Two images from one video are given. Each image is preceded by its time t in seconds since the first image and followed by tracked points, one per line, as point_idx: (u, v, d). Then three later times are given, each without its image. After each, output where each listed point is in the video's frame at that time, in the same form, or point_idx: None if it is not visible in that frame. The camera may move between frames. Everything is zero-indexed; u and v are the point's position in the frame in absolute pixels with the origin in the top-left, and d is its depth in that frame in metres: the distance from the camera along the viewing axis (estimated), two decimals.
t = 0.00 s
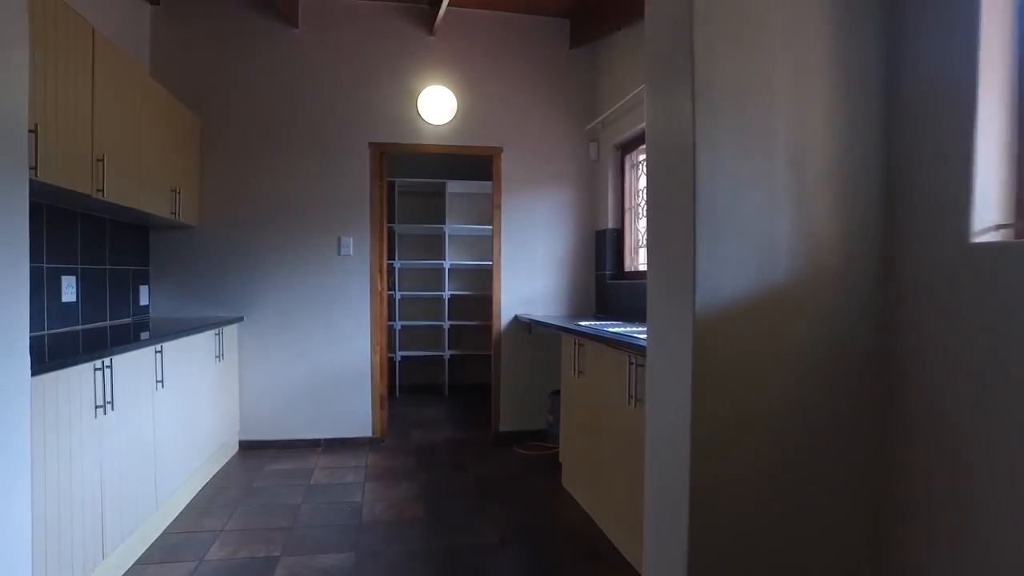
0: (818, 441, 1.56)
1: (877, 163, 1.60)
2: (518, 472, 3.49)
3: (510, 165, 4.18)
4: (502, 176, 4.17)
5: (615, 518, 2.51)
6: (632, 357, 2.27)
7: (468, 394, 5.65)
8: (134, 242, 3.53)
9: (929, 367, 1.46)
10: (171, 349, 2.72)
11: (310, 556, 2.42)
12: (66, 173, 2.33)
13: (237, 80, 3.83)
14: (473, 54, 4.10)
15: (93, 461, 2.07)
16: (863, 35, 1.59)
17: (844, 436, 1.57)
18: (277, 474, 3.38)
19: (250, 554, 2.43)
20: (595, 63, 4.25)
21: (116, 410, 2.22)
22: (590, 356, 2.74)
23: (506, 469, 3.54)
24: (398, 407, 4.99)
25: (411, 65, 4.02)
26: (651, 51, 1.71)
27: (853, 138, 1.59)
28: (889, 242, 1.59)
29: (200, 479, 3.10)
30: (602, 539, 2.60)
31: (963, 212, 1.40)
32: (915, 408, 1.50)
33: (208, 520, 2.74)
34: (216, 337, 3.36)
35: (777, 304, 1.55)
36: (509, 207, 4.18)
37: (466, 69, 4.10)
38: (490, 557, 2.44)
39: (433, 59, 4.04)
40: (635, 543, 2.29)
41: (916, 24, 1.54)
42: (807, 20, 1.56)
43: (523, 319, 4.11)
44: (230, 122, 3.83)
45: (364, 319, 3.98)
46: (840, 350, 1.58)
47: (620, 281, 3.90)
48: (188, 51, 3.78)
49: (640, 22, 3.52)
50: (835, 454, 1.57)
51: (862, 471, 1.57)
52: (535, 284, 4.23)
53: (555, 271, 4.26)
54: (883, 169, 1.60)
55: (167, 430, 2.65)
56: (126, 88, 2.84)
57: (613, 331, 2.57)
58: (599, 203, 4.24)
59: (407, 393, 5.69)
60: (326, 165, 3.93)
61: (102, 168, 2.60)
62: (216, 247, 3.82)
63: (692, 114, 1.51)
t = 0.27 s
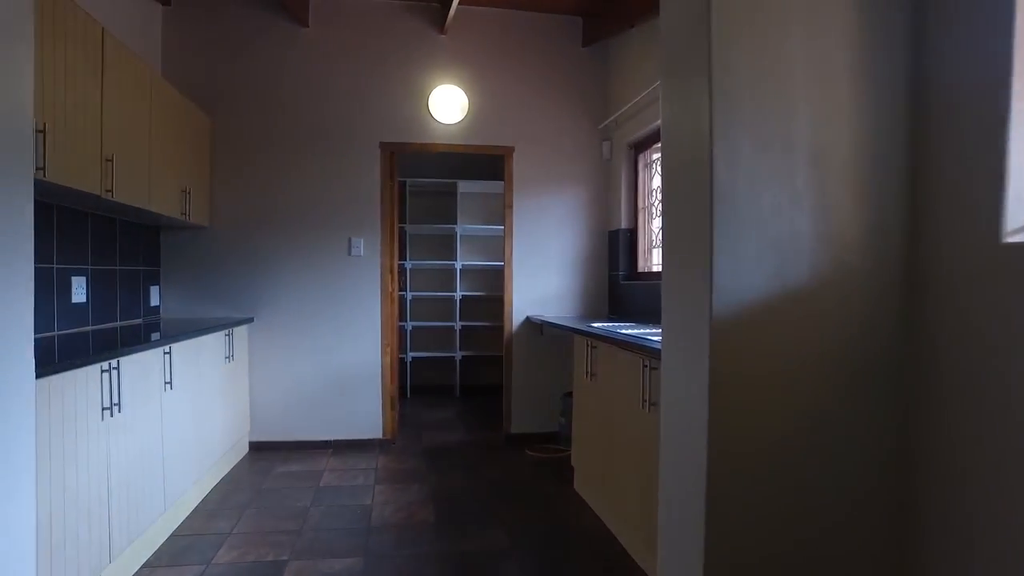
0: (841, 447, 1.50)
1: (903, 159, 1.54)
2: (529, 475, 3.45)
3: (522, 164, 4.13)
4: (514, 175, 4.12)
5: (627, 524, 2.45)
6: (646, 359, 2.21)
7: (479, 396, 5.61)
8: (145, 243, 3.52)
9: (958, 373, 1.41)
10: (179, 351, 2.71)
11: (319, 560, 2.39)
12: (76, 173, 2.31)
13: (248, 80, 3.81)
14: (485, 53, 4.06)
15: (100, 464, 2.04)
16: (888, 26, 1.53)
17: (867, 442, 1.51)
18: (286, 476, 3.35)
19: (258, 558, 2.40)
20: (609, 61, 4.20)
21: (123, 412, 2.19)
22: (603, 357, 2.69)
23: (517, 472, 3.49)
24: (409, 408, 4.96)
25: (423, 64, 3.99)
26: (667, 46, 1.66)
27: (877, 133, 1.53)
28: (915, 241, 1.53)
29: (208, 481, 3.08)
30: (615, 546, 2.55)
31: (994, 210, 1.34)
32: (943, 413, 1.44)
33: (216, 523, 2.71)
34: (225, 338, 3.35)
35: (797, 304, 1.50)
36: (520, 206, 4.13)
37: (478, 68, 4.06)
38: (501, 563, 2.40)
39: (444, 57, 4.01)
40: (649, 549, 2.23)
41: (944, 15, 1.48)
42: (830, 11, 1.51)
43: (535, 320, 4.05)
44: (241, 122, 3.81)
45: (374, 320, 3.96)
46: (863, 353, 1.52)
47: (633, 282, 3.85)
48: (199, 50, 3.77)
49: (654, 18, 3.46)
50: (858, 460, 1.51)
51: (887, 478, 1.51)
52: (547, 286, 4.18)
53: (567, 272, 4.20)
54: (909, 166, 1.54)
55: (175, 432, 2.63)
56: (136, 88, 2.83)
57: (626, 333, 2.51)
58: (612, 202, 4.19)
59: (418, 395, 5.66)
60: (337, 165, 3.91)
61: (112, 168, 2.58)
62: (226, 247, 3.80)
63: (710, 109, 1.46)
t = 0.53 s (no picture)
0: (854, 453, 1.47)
1: (923, 156, 1.50)
2: (535, 479, 3.39)
3: (529, 163, 4.08)
4: (521, 174, 4.06)
5: (635, 529, 2.41)
6: (655, 363, 2.15)
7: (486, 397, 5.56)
8: (148, 243, 3.49)
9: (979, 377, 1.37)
10: (180, 353, 2.65)
11: (321, 567, 2.35)
12: (74, 172, 2.26)
13: (252, 79, 3.78)
14: (491, 51, 4.01)
15: (96, 471, 1.99)
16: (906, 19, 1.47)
17: (883, 444, 1.49)
18: (289, 479, 3.32)
19: (259, 564, 2.36)
20: (617, 59, 4.13)
21: (121, 415, 2.12)
22: (611, 360, 2.63)
23: (523, 475, 3.44)
24: (414, 410, 4.92)
25: (428, 62, 3.93)
26: (677, 40, 1.60)
27: (897, 129, 1.49)
28: (934, 240, 1.50)
29: (210, 485, 3.03)
30: (622, 552, 2.50)
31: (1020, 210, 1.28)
32: (962, 415, 1.42)
33: (217, 528, 2.67)
34: (228, 340, 3.31)
35: (811, 307, 1.46)
36: (527, 206, 4.08)
37: (484, 65, 4.00)
38: (506, 571, 2.35)
39: (451, 55, 3.95)
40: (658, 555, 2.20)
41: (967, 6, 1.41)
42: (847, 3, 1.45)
43: (542, 321, 4.00)
44: (245, 121, 3.78)
45: (380, 321, 3.91)
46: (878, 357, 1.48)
47: (642, 283, 3.79)
48: (202, 49, 3.73)
49: (664, 14, 3.40)
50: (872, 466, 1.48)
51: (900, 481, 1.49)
52: (554, 286, 4.12)
53: (575, 272, 4.14)
54: (929, 164, 1.50)
55: (175, 436, 2.58)
56: (138, 87, 2.79)
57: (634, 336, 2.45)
58: (620, 202, 4.13)
59: (424, 396, 5.61)
60: (341, 164, 3.87)
61: (111, 167, 2.54)
62: (230, 248, 3.77)
63: (722, 106, 1.41)
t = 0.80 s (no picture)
0: (876, 466, 1.41)
1: (949, 156, 1.42)
2: (541, 485, 3.32)
3: (535, 162, 4.00)
4: (526, 174, 3.99)
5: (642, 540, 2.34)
6: (664, 369, 2.06)
7: (490, 400, 5.49)
8: (146, 244, 3.44)
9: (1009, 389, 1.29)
10: (176, 357, 2.59)
11: None
12: (65, 172, 2.20)
13: (254, 77, 3.72)
14: (496, 49, 3.94)
15: (86, 480, 1.92)
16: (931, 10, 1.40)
17: (906, 460, 1.41)
18: (290, 485, 3.26)
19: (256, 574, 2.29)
20: (624, 57, 4.06)
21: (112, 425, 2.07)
22: (619, 365, 2.56)
23: (528, 481, 3.36)
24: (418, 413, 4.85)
25: (432, 60, 3.87)
26: (689, 33, 1.53)
27: (921, 127, 1.41)
28: (961, 245, 1.41)
29: (207, 492, 2.96)
30: (630, 563, 2.42)
31: None
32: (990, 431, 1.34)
33: (214, 536, 2.61)
34: (227, 343, 3.25)
35: (833, 311, 1.39)
36: (532, 207, 4.00)
37: (489, 63, 3.93)
38: None
39: (454, 52, 3.89)
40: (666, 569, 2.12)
41: None
42: None
43: (548, 324, 3.92)
44: (246, 120, 3.72)
45: (382, 324, 3.85)
46: (902, 364, 1.41)
47: (649, 285, 3.71)
48: (202, 47, 3.68)
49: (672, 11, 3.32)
50: (895, 480, 1.41)
51: (927, 496, 1.42)
52: (560, 289, 4.04)
53: (581, 274, 4.07)
54: (956, 164, 1.42)
55: (171, 443, 2.52)
56: (133, 85, 2.73)
57: (643, 340, 2.38)
58: (627, 202, 4.05)
59: (428, 399, 5.54)
60: (343, 164, 3.80)
61: (106, 167, 2.48)
62: (230, 249, 3.71)
63: (738, 103, 1.34)
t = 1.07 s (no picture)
0: (902, 479, 1.33)
1: (981, 150, 1.33)
2: (546, 490, 3.25)
3: (540, 160, 3.93)
4: (531, 173, 3.91)
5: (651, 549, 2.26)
6: (675, 373, 1.97)
7: (494, 401, 5.42)
8: (143, 244, 3.37)
9: None
10: (172, 360, 2.52)
11: None
12: (55, 168, 2.15)
13: (253, 74, 3.65)
14: (500, 44, 3.86)
15: (74, 489, 1.84)
16: None
17: (934, 472, 1.33)
18: (289, 490, 3.19)
19: None
20: (630, 53, 3.98)
21: (101, 430, 2.00)
22: (626, 368, 2.48)
23: (533, 486, 3.29)
24: (421, 415, 4.78)
25: (434, 56, 3.79)
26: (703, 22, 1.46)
27: (951, 119, 1.33)
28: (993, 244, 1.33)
29: (204, 497, 2.90)
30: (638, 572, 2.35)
31: None
32: None
33: (211, 544, 2.54)
34: (225, 345, 3.18)
35: (857, 315, 1.31)
36: (537, 206, 3.92)
37: (492, 59, 3.86)
38: None
39: (457, 48, 3.81)
40: None
41: None
42: None
43: (552, 325, 3.85)
44: (245, 118, 3.66)
45: (384, 325, 3.78)
46: (930, 370, 1.33)
47: (656, 285, 3.63)
48: (200, 44, 3.61)
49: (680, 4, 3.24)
50: (922, 494, 1.33)
51: (959, 510, 1.34)
52: (565, 289, 3.96)
53: (586, 274, 3.99)
54: (988, 158, 1.33)
55: (166, 448, 2.44)
56: (128, 81, 2.66)
57: (652, 343, 2.30)
58: (633, 201, 3.97)
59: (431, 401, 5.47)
60: (344, 162, 3.73)
61: (99, 163, 2.42)
62: (229, 249, 3.65)
63: (756, 95, 1.27)
